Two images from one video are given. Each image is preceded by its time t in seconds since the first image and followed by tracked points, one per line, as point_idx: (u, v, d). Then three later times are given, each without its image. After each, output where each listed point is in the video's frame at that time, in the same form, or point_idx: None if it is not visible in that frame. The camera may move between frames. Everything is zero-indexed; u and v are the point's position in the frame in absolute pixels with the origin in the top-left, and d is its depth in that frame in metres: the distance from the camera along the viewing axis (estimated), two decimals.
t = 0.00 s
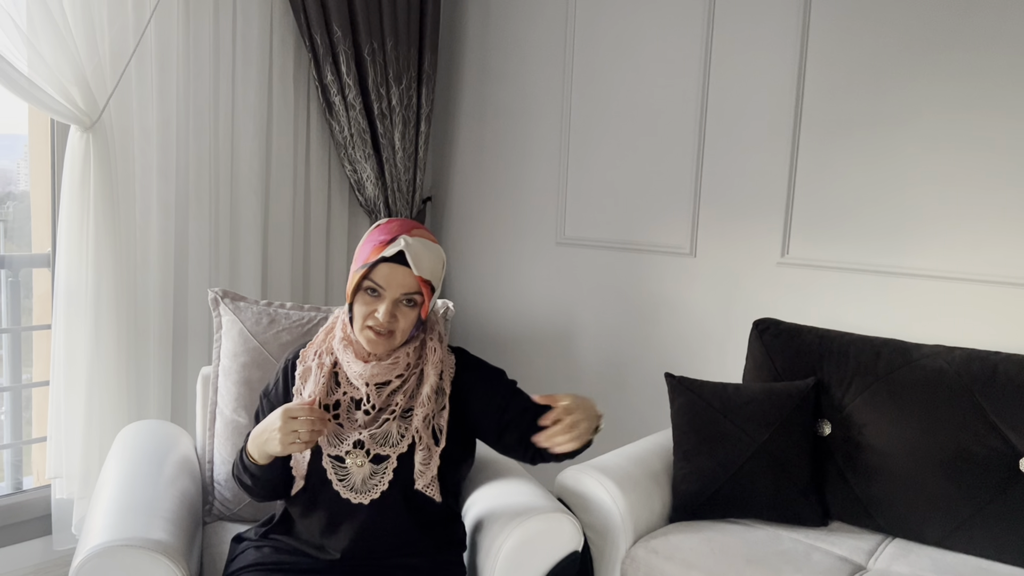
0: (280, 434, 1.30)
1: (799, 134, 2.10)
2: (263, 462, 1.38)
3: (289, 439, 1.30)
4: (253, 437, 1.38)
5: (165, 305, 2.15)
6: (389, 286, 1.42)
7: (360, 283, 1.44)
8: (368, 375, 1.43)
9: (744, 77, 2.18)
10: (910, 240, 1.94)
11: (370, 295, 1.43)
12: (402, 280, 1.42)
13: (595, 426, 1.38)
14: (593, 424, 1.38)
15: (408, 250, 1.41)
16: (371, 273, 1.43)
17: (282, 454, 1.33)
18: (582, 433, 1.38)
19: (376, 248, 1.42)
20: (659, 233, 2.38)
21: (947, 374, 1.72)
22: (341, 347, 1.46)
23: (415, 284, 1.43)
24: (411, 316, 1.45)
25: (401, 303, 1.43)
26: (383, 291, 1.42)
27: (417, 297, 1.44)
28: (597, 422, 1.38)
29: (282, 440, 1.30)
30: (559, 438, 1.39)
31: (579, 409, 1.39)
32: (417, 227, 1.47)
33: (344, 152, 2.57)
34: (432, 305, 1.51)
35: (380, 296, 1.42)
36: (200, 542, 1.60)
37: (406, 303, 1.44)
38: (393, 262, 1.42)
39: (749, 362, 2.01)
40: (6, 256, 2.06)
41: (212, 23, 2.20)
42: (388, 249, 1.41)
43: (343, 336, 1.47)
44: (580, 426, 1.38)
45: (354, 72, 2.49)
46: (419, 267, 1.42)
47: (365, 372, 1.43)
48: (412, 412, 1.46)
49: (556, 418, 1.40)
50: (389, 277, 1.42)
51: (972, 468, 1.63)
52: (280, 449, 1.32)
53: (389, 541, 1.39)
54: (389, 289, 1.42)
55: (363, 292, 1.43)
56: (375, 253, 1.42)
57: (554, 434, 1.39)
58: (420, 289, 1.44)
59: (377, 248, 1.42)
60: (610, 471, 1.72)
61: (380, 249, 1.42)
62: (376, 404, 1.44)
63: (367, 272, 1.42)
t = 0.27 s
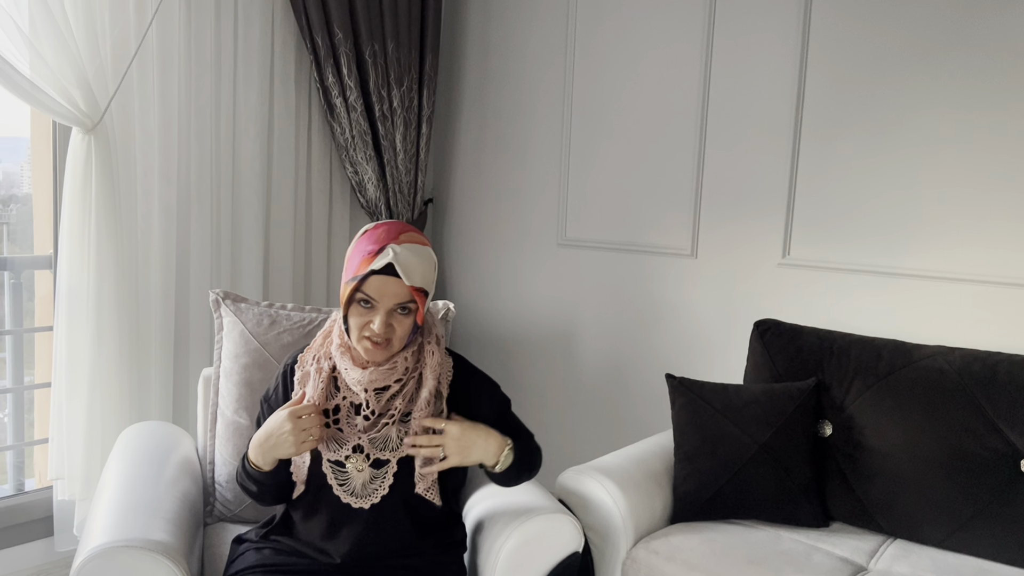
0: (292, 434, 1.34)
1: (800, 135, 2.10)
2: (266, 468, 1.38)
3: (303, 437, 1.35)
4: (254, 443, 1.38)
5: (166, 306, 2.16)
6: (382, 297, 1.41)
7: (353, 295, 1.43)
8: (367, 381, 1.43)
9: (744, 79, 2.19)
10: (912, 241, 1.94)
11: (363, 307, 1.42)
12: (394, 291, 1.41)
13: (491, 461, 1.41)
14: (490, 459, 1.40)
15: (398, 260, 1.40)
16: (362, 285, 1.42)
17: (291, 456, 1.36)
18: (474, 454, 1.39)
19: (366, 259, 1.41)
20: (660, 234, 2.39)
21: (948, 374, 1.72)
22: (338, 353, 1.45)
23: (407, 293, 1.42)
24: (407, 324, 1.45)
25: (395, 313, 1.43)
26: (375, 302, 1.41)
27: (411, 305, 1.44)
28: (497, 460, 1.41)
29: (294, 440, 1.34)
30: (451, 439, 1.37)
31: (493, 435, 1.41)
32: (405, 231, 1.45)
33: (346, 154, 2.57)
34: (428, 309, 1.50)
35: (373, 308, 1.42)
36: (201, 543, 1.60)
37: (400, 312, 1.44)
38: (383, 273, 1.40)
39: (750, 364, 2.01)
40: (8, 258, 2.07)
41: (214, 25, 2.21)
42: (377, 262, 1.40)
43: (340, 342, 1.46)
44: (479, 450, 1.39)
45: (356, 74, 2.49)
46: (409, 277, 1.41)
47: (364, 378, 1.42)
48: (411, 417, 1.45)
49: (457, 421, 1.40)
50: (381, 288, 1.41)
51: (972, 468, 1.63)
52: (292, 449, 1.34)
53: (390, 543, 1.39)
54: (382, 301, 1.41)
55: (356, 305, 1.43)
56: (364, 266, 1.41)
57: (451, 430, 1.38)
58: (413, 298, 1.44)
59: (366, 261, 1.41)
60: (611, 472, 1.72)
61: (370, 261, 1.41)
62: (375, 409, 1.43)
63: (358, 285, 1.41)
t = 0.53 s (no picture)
0: (294, 434, 1.34)
1: (802, 137, 2.10)
2: (268, 471, 1.38)
3: (304, 437, 1.35)
4: (254, 446, 1.37)
5: (169, 309, 2.17)
6: (376, 324, 1.34)
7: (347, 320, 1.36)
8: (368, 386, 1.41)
9: (746, 80, 2.19)
10: (914, 242, 1.94)
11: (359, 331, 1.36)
12: (388, 317, 1.34)
13: (466, 481, 1.38)
14: (466, 479, 1.38)
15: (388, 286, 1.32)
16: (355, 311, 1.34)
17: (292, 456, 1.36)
18: (454, 471, 1.36)
19: (355, 287, 1.33)
20: (662, 236, 2.39)
21: (950, 376, 1.72)
22: (336, 359, 1.42)
23: (402, 316, 1.36)
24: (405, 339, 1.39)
25: (392, 332, 1.37)
26: (370, 329, 1.35)
27: (407, 323, 1.38)
28: (472, 481, 1.39)
29: (297, 439, 1.34)
30: (439, 449, 1.35)
31: (477, 458, 1.38)
32: (391, 247, 1.35)
33: (348, 156, 2.58)
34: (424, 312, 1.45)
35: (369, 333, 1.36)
36: (204, 544, 1.60)
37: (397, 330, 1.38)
38: (373, 302, 1.33)
39: (752, 365, 2.01)
40: (12, 261, 2.08)
41: (216, 29, 2.22)
42: (366, 291, 1.32)
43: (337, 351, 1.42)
44: (459, 468, 1.37)
45: (358, 77, 2.50)
46: (402, 304, 1.34)
47: (364, 382, 1.40)
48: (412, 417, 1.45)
49: (450, 433, 1.37)
50: (374, 316, 1.34)
51: (975, 470, 1.63)
52: (294, 448, 1.34)
53: (391, 544, 1.40)
54: (377, 327, 1.35)
55: (351, 329, 1.36)
56: (354, 293, 1.33)
57: (439, 442, 1.35)
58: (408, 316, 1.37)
59: (356, 288, 1.33)
60: (613, 473, 1.72)
61: (359, 289, 1.33)
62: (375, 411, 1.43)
63: (352, 313, 1.34)
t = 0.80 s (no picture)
0: (292, 431, 1.34)
1: (805, 138, 2.10)
2: (271, 470, 1.38)
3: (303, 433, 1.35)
4: (257, 447, 1.38)
5: (174, 311, 2.18)
6: (373, 339, 1.36)
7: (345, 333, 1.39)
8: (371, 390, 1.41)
9: (749, 82, 2.19)
10: (917, 243, 1.94)
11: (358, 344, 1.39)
12: (383, 332, 1.36)
13: (476, 483, 1.38)
14: (475, 482, 1.38)
15: (381, 306, 1.33)
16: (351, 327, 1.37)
17: (293, 454, 1.36)
18: (468, 475, 1.36)
19: (350, 304, 1.35)
20: (665, 238, 2.39)
21: (953, 377, 1.72)
22: (340, 364, 1.42)
23: (397, 331, 1.37)
24: (404, 348, 1.41)
25: (390, 344, 1.39)
26: (367, 344, 1.37)
27: (404, 335, 1.39)
28: (481, 484, 1.39)
29: (296, 435, 1.34)
30: (457, 453, 1.35)
31: (488, 463, 1.39)
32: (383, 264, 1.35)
33: (352, 159, 2.59)
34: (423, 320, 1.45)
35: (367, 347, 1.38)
36: (208, 546, 1.61)
37: (394, 341, 1.39)
38: (367, 319, 1.34)
39: (756, 367, 2.01)
40: (18, 264, 2.09)
41: (220, 32, 2.23)
42: (359, 313, 1.33)
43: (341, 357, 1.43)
44: (473, 472, 1.37)
45: (361, 79, 2.51)
46: (395, 321, 1.34)
47: (368, 387, 1.40)
48: (415, 419, 1.46)
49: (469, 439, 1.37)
50: (370, 332, 1.35)
51: (978, 471, 1.63)
52: (294, 444, 1.34)
53: (395, 545, 1.40)
54: (373, 343, 1.37)
55: (350, 341, 1.39)
56: (349, 311, 1.35)
57: (458, 446, 1.36)
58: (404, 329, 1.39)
59: (350, 306, 1.35)
60: (616, 475, 1.72)
61: (353, 307, 1.34)
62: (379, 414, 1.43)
63: (348, 330, 1.37)
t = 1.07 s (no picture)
0: (295, 431, 1.35)
1: (808, 139, 2.10)
2: (274, 472, 1.39)
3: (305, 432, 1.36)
4: (261, 449, 1.38)
5: (178, 313, 2.18)
6: (377, 308, 1.38)
7: (350, 311, 1.40)
8: (375, 388, 1.43)
9: (752, 84, 2.19)
10: (921, 244, 1.94)
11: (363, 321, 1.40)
12: (388, 299, 1.38)
13: (491, 488, 1.39)
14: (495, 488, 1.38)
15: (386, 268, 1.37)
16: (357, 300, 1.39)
17: (297, 454, 1.37)
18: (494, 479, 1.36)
19: (355, 273, 1.39)
20: (668, 239, 2.39)
21: (957, 378, 1.72)
22: (345, 361, 1.45)
23: (402, 299, 1.39)
24: (409, 328, 1.42)
25: (395, 320, 1.40)
26: (373, 315, 1.38)
27: (409, 310, 1.41)
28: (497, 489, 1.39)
29: (299, 436, 1.35)
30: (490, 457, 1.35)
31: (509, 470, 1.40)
32: (389, 238, 1.41)
33: (356, 161, 2.59)
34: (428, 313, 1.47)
35: (372, 320, 1.39)
36: (213, 548, 1.61)
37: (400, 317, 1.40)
38: (373, 286, 1.37)
39: (760, 368, 2.01)
40: (23, 267, 2.10)
41: (225, 36, 2.24)
42: (365, 274, 1.37)
43: (348, 350, 1.46)
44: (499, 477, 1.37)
45: (365, 82, 2.52)
46: (401, 283, 1.37)
47: (371, 384, 1.42)
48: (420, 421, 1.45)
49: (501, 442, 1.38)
50: (375, 300, 1.38)
51: (983, 472, 1.62)
52: (297, 445, 1.35)
53: (399, 547, 1.40)
54: (378, 311, 1.38)
55: (355, 320, 1.40)
56: (355, 281, 1.39)
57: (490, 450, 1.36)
58: (409, 302, 1.41)
59: (356, 275, 1.38)
60: (621, 476, 1.72)
61: (359, 275, 1.38)
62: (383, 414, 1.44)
63: (353, 301, 1.39)
